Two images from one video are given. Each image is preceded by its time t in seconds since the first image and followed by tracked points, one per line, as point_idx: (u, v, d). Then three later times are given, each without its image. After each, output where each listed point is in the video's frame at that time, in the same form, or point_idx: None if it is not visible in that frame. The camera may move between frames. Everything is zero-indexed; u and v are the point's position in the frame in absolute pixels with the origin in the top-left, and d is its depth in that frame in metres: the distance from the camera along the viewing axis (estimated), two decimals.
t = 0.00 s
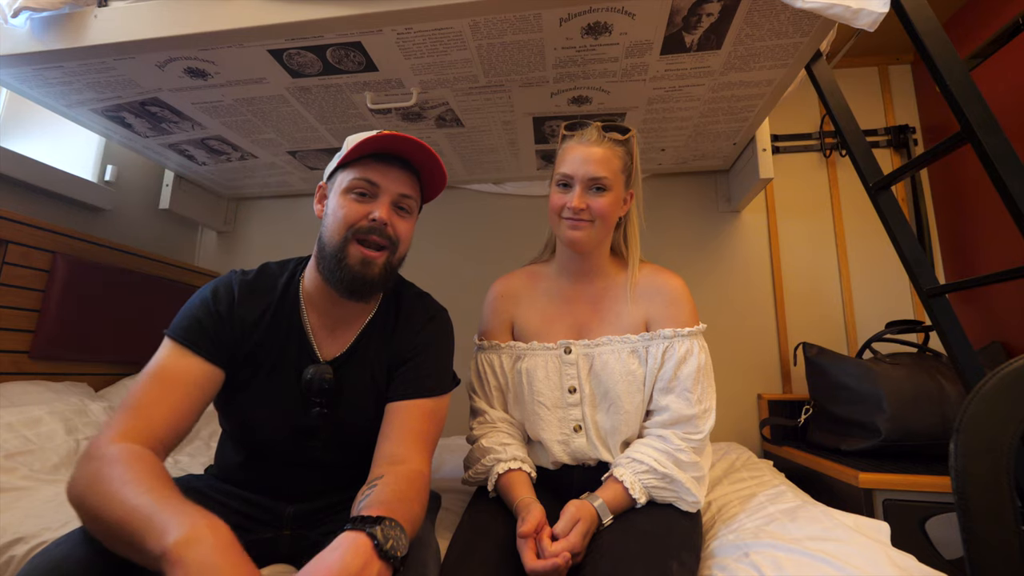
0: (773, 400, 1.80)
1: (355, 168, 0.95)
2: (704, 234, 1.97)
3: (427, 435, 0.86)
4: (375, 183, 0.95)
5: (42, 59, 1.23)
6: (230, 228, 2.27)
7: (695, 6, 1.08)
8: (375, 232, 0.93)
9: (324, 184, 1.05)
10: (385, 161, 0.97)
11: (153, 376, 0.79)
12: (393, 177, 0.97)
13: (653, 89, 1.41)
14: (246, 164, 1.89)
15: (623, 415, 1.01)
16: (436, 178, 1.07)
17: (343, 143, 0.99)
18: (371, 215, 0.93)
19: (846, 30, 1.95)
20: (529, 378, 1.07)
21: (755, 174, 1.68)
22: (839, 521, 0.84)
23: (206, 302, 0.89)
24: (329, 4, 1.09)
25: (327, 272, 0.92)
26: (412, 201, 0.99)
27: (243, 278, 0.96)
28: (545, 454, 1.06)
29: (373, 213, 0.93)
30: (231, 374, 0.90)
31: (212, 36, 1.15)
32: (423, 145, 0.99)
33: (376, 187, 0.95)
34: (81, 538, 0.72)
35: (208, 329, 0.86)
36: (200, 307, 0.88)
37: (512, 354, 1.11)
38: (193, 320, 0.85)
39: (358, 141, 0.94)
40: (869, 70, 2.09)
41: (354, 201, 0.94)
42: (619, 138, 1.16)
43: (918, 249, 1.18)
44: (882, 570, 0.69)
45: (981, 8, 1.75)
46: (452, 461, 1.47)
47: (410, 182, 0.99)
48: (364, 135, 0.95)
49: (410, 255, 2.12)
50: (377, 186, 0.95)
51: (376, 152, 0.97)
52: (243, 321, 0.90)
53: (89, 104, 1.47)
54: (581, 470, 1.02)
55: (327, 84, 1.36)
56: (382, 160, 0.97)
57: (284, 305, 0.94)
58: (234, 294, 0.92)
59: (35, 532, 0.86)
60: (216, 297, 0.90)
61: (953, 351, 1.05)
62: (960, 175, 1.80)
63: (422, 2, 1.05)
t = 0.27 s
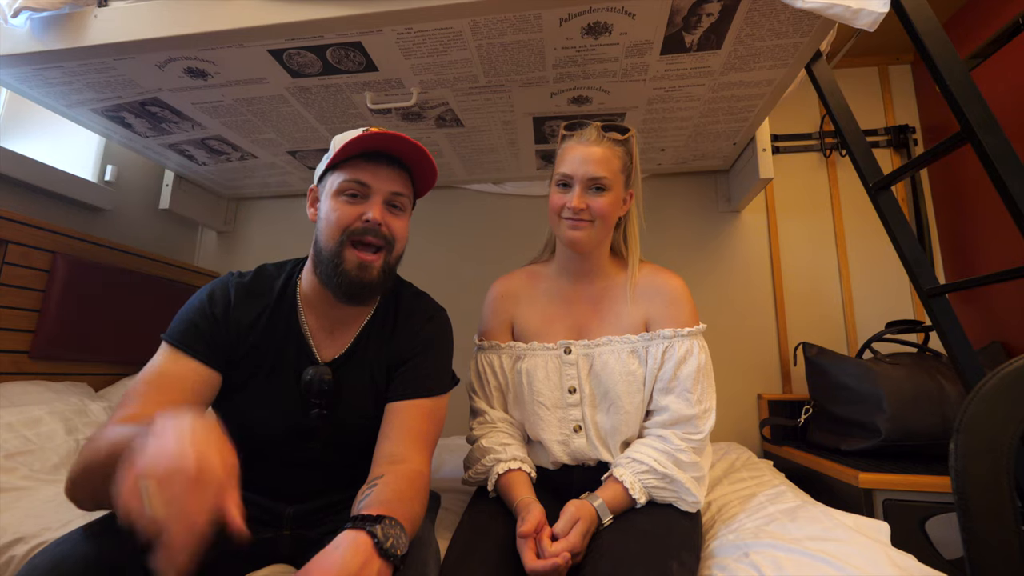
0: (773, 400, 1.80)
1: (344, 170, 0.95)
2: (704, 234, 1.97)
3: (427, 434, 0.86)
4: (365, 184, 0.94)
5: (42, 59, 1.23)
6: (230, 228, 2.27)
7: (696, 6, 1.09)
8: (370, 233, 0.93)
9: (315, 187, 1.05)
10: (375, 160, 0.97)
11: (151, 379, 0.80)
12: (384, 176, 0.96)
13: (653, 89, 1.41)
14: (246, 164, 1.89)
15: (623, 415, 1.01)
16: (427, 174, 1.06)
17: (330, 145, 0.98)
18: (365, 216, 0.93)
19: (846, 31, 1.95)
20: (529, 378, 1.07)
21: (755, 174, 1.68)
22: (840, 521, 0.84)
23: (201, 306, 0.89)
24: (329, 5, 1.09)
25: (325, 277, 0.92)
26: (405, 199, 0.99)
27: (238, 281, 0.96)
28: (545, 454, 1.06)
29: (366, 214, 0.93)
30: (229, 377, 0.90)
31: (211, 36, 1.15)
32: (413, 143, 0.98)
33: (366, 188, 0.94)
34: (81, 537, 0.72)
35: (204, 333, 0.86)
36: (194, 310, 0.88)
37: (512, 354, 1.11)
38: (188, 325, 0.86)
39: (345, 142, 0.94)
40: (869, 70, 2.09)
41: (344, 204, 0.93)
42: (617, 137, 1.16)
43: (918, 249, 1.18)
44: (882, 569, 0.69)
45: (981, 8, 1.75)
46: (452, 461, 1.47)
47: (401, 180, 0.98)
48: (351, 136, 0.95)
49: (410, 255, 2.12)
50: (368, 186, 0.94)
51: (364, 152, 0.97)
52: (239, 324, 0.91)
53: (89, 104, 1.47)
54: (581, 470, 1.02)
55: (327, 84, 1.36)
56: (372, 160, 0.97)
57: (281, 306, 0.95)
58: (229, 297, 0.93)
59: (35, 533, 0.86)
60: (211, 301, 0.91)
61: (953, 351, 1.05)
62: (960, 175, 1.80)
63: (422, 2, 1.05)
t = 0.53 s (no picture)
0: (773, 400, 1.80)
1: (337, 170, 0.95)
2: (704, 234, 1.97)
3: (427, 434, 0.86)
4: (357, 183, 0.94)
5: (42, 59, 1.23)
6: (230, 228, 2.27)
7: (696, 6, 1.09)
8: (365, 231, 0.92)
9: (308, 189, 1.04)
10: (367, 159, 0.97)
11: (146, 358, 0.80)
12: (376, 174, 0.96)
13: (653, 89, 1.41)
14: (246, 163, 1.89)
15: (624, 415, 1.01)
16: (421, 170, 1.06)
17: (321, 146, 0.98)
18: (359, 215, 0.93)
19: (846, 31, 1.95)
20: (530, 379, 1.07)
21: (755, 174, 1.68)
22: (840, 522, 0.84)
23: (200, 296, 0.92)
24: (329, 5, 1.09)
25: (323, 276, 0.92)
26: (399, 197, 0.99)
27: (237, 275, 0.99)
28: (546, 454, 1.06)
29: (361, 213, 0.93)
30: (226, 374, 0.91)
31: (211, 36, 1.15)
32: (405, 141, 0.99)
33: (358, 187, 0.94)
34: (81, 537, 0.72)
35: (200, 324, 0.88)
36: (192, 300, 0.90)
37: (512, 354, 1.11)
38: (186, 313, 0.88)
39: (336, 143, 0.94)
40: (869, 70, 2.09)
41: (337, 204, 0.93)
42: (611, 134, 1.16)
43: (918, 248, 1.18)
44: (882, 569, 0.69)
45: (981, 8, 1.75)
46: (452, 462, 1.48)
47: (395, 178, 0.98)
48: (341, 136, 0.95)
49: (411, 255, 2.12)
50: (361, 185, 0.94)
51: (356, 152, 0.97)
52: (235, 317, 0.92)
53: (89, 104, 1.47)
54: (582, 471, 1.02)
55: (327, 84, 1.36)
56: (364, 159, 0.96)
57: (278, 304, 0.96)
58: (228, 290, 0.95)
59: (35, 533, 0.86)
60: (210, 292, 0.93)
61: (953, 350, 1.05)
62: (960, 175, 1.80)
63: (422, 2, 1.05)
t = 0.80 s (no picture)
0: (773, 400, 1.80)
1: (338, 170, 0.95)
2: (704, 234, 1.97)
3: (427, 434, 0.86)
4: (358, 183, 0.94)
5: (42, 59, 1.23)
6: (230, 228, 2.27)
7: (696, 6, 1.09)
8: (365, 232, 0.92)
9: (308, 188, 1.04)
10: (367, 159, 0.97)
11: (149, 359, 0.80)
12: (377, 175, 0.96)
13: (653, 89, 1.41)
14: (246, 163, 1.89)
15: (624, 415, 1.01)
16: (422, 171, 1.06)
17: (322, 144, 0.98)
18: (359, 215, 0.93)
19: (846, 31, 1.95)
20: (530, 378, 1.07)
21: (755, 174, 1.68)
22: (840, 522, 0.84)
23: (201, 297, 0.92)
24: (329, 5, 1.09)
25: (322, 276, 0.91)
26: (399, 198, 0.99)
27: (237, 276, 0.98)
28: (545, 454, 1.06)
29: (361, 214, 0.93)
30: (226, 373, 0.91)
31: (210, 36, 1.15)
32: (405, 142, 0.98)
33: (359, 187, 0.94)
34: (79, 537, 0.72)
35: (201, 326, 0.88)
36: (193, 301, 0.90)
37: (512, 353, 1.11)
38: (187, 315, 0.88)
39: (337, 142, 0.93)
40: (869, 70, 2.09)
41: (338, 204, 0.93)
42: (610, 134, 1.16)
43: (918, 248, 1.18)
44: (882, 569, 0.69)
45: (981, 8, 1.75)
46: (452, 461, 1.48)
47: (395, 178, 0.98)
48: (342, 136, 0.94)
49: (411, 255, 2.12)
50: (361, 185, 0.94)
51: (357, 152, 0.97)
52: (235, 318, 0.92)
53: (89, 104, 1.47)
54: (582, 471, 1.02)
55: (327, 84, 1.36)
56: (364, 158, 0.97)
57: (278, 303, 0.96)
58: (228, 290, 0.95)
59: (35, 533, 0.86)
60: (210, 293, 0.93)
61: (953, 350, 1.05)
62: (960, 175, 1.80)
63: (422, 2, 1.05)
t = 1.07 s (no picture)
0: (773, 400, 1.80)
1: (337, 167, 0.94)
2: (704, 234, 1.97)
3: (427, 435, 0.86)
4: (357, 180, 0.94)
5: (41, 58, 1.23)
6: (230, 228, 2.27)
7: (696, 6, 1.08)
8: (365, 229, 0.92)
9: (309, 187, 1.04)
10: (366, 156, 0.96)
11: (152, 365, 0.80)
12: (376, 172, 0.96)
13: (653, 89, 1.41)
14: (246, 163, 1.88)
15: (624, 415, 1.00)
16: (421, 167, 1.05)
17: (322, 142, 0.98)
18: (359, 212, 0.93)
19: (846, 31, 1.95)
20: (531, 377, 1.06)
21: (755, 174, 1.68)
22: (840, 522, 0.84)
23: (201, 296, 0.90)
24: (329, 5, 1.09)
25: (322, 273, 0.92)
26: (399, 194, 0.99)
27: (237, 275, 0.97)
28: (546, 453, 1.06)
29: (360, 211, 0.93)
30: (227, 373, 0.91)
31: (210, 36, 1.15)
32: (404, 138, 0.98)
33: (358, 184, 0.94)
34: (78, 538, 0.72)
35: (202, 326, 0.87)
36: (193, 301, 0.89)
37: (513, 353, 1.11)
38: (187, 315, 0.87)
39: (336, 139, 0.93)
40: (869, 70, 2.09)
41: (337, 200, 0.93)
42: (611, 134, 1.16)
43: (918, 248, 1.18)
44: (882, 570, 0.69)
45: (981, 8, 1.75)
46: (452, 461, 1.48)
47: (394, 175, 0.98)
48: (341, 133, 0.94)
49: (410, 255, 2.12)
50: (360, 182, 0.94)
51: (357, 150, 0.97)
52: (236, 318, 0.91)
53: (88, 104, 1.47)
54: (582, 471, 1.02)
55: (327, 84, 1.36)
56: (364, 155, 0.96)
57: (278, 303, 0.95)
58: (229, 289, 0.94)
59: (35, 533, 0.86)
60: (210, 291, 0.92)
61: (953, 350, 1.04)
62: (961, 175, 1.80)
63: (422, 2, 1.05)
